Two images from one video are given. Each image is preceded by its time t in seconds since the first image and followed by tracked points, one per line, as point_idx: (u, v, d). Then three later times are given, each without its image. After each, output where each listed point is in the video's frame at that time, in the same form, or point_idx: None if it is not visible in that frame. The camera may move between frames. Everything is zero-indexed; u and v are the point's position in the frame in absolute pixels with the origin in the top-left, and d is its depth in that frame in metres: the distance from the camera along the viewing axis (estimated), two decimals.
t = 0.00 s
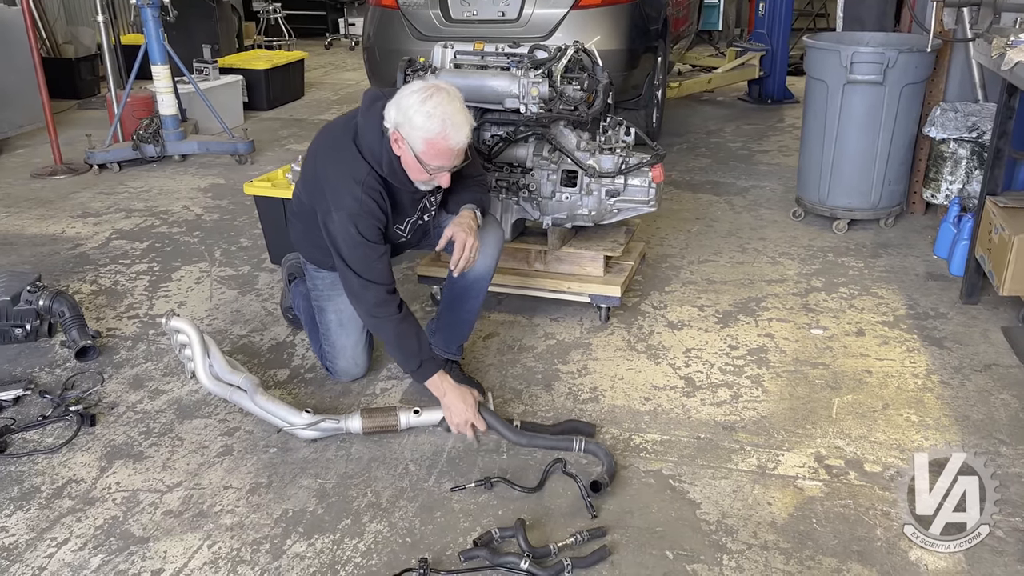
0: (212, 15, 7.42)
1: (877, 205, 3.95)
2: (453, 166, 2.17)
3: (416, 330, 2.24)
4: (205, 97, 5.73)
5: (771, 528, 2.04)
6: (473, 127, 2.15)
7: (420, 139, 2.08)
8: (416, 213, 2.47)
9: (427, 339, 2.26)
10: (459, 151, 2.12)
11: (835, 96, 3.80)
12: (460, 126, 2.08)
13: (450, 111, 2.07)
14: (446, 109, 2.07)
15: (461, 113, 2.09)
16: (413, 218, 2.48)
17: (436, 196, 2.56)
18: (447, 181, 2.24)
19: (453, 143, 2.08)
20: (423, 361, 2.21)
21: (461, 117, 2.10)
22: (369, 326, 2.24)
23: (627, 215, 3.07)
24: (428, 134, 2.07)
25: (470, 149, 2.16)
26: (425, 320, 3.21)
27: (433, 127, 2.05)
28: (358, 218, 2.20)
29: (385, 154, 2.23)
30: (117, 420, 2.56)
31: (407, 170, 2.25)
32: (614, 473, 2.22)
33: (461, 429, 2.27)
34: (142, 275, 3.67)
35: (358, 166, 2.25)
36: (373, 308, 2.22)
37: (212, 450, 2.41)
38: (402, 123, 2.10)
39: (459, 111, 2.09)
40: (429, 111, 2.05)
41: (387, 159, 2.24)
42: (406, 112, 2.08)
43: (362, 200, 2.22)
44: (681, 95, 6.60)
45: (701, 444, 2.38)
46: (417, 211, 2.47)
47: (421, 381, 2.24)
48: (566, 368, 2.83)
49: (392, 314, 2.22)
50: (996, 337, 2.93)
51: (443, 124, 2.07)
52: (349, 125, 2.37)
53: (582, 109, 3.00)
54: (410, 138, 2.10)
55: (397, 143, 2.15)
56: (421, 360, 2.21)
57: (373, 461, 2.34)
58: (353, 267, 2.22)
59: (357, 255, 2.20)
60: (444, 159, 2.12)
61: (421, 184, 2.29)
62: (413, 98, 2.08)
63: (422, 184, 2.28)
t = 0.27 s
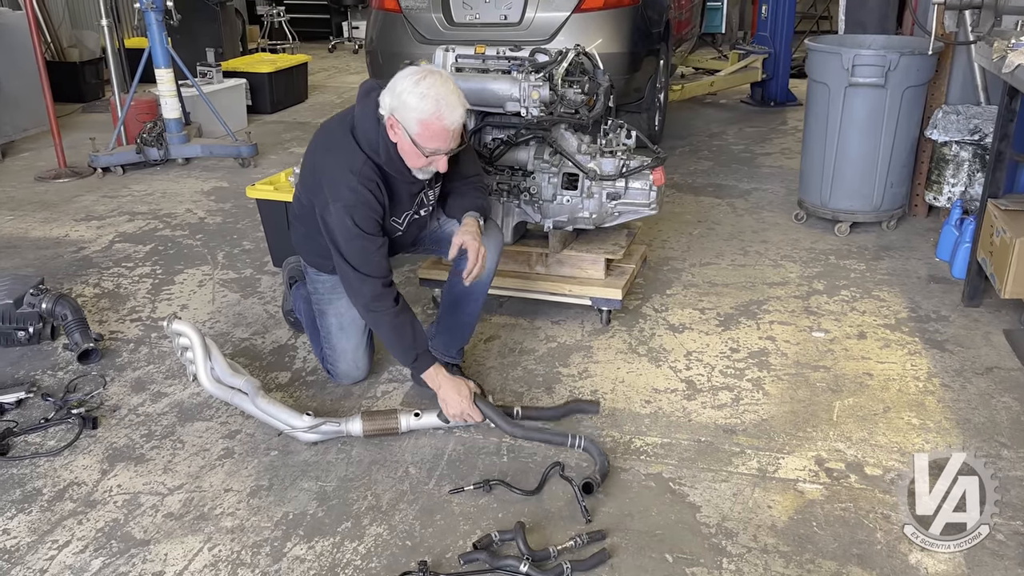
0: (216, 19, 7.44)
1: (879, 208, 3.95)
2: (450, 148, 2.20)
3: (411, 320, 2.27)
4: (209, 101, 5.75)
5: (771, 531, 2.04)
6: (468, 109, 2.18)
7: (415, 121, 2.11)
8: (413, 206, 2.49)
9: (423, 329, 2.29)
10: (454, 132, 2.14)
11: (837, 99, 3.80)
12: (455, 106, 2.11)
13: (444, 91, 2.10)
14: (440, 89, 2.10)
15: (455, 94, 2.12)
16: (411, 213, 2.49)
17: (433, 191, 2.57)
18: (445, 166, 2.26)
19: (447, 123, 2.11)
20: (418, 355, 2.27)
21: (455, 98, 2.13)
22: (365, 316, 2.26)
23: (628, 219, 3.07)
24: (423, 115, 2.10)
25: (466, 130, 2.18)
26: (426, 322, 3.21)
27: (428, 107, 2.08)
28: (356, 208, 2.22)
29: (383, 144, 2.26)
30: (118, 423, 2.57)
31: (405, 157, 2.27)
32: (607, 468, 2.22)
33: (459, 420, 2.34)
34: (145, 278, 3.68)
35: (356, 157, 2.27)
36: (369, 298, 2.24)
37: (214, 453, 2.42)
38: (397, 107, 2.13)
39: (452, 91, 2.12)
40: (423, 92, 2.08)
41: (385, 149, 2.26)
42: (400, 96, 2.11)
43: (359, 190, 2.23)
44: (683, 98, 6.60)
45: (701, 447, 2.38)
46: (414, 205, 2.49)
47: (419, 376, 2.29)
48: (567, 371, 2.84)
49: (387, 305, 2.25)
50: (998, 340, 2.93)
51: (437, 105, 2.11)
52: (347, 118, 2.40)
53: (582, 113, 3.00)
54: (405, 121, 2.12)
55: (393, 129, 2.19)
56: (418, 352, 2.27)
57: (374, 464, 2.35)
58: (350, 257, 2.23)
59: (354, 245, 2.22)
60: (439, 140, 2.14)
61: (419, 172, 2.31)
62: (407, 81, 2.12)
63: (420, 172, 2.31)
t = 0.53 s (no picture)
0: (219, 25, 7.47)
1: (879, 212, 3.95)
2: (442, 137, 2.19)
3: (396, 312, 2.27)
4: (211, 106, 5.76)
5: (770, 535, 2.04)
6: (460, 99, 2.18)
7: (406, 109, 2.12)
8: (408, 202, 2.49)
9: (408, 321, 2.29)
10: (446, 119, 2.14)
11: (837, 104, 3.80)
12: (446, 92, 2.11)
13: (435, 79, 2.11)
14: (431, 76, 2.11)
15: (445, 82, 2.12)
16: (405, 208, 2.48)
17: (429, 188, 2.57)
18: (438, 156, 2.26)
19: (438, 110, 2.11)
20: (406, 344, 2.26)
21: (447, 87, 2.14)
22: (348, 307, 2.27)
23: (628, 223, 3.07)
24: (413, 102, 2.11)
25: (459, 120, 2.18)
26: (427, 327, 3.22)
27: (418, 94, 2.09)
28: (343, 198, 2.24)
29: (376, 136, 2.27)
30: (119, 428, 2.58)
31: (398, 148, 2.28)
32: (610, 427, 2.00)
33: (460, 399, 2.27)
34: (147, 283, 3.69)
35: (348, 148, 2.29)
36: (353, 289, 2.26)
37: (214, 458, 2.42)
38: (390, 96, 2.15)
39: (444, 79, 2.13)
40: (414, 79, 2.10)
41: (377, 141, 2.28)
42: (392, 84, 2.13)
43: (348, 181, 2.25)
44: (685, 103, 6.60)
45: (701, 452, 2.38)
46: (409, 200, 2.48)
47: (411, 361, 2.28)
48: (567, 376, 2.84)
49: (370, 297, 2.26)
50: (999, 345, 2.94)
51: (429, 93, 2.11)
52: (343, 113, 2.42)
53: (582, 118, 2.97)
54: (397, 109, 2.13)
55: (386, 119, 2.20)
56: (406, 339, 2.25)
57: (373, 468, 2.35)
58: (336, 248, 2.25)
59: (340, 235, 2.23)
60: (431, 127, 2.14)
61: (413, 164, 2.32)
62: (399, 70, 2.13)
63: (413, 163, 2.31)
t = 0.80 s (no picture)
0: (220, 30, 7.49)
1: (879, 218, 3.95)
2: (428, 117, 2.22)
3: (369, 286, 2.31)
4: (211, 112, 5.77)
5: (768, 542, 2.04)
6: (445, 81, 2.24)
7: (391, 87, 2.16)
8: (395, 194, 2.51)
9: (381, 291, 2.33)
10: (430, 98, 2.18)
11: (837, 110, 3.80)
12: (429, 71, 2.17)
13: (419, 59, 2.16)
14: (415, 57, 2.17)
15: (429, 61, 2.19)
16: (392, 199, 2.50)
17: (418, 184, 2.59)
18: (424, 139, 2.29)
19: (422, 87, 2.15)
20: (381, 314, 2.30)
21: (432, 67, 2.19)
22: (323, 284, 2.31)
23: (627, 229, 3.07)
24: (398, 81, 2.16)
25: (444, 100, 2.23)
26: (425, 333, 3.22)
27: (402, 72, 2.14)
28: (324, 179, 2.28)
29: (362, 121, 2.32)
30: (118, 434, 2.58)
31: (385, 133, 2.33)
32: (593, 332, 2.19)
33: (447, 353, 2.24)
34: (146, 289, 3.70)
35: (333, 134, 2.34)
36: (329, 265, 2.30)
37: (212, 464, 2.42)
38: (376, 78, 2.20)
39: (428, 60, 2.19)
40: (398, 58, 2.16)
41: (364, 127, 2.33)
42: (378, 66, 2.19)
43: (330, 162, 2.29)
44: (684, 108, 6.61)
45: (700, 458, 2.38)
46: (396, 191, 2.50)
47: (393, 329, 2.31)
48: (566, 382, 2.83)
49: (341, 276, 2.30)
50: (998, 350, 2.94)
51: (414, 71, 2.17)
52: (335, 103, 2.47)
53: (581, 123, 3.03)
54: (383, 89, 2.18)
55: (373, 102, 2.25)
56: (378, 309, 2.30)
57: (372, 475, 2.35)
58: (312, 226, 2.29)
59: (316, 214, 2.27)
60: (415, 106, 2.17)
61: (400, 150, 2.35)
62: (385, 52, 2.19)
63: (400, 149, 2.35)
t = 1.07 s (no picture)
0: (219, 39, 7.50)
1: (877, 226, 3.95)
2: (416, 112, 2.27)
3: (336, 267, 2.36)
4: (211, 120, 5.78)
5: (767, 553, 2.04)
6: (434, 77, 2.28)
7: (380, 80, 2.21)
8: (382, 197, 2.52)
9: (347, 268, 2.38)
10: (417, 92, 2.22)
11: (834, 119, 3.81)
12: (417, 65, 2.21)
13: (409, 54, 2.22)
14: (405, 52, 2.23)
15: (418, 58, 2.24)
16: (378, 201, 2.51)
17: (408, 190, 2.60)
18: (412, 134, 2.33)
19: (409, 80, 2.20)
20: (346, 293, 2.34)
21: (421, 63, 2.24)
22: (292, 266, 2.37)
23: (626, 238, 3.06)
24: (386, 74, 2.21)
25: (432, 96, 2.27)
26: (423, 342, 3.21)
27: (390, 65, 2.20)
28: (303, 167, 2.34)
29: (351, 118, 2.38)
30: (116, 444, 2.57)
31: (373, 130, 2.38)
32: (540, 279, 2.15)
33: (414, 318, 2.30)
34: (145, 298, 3.69)
35: (321, 127, 2.40)
36: (300, 249, 2.36)
37: (210, 474, 2.42)
38: (366, 73, 2.26)
39: (417, 56, 2.24)
40: (388, 53, 2.22)
41: (351, 123, 2.38)
42: (368, 60, 2.25)
43: (311, 152, 2.35)
44: (683, 116, 6.62)
45: (699, 468, 2.38)
46: (383, 194, 2.51)
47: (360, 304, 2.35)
48: (564, 391, 2.83)
49: (308, 258, 2.35)
50: (996, 359, 2.94)
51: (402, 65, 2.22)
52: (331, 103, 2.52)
53: (580, 133, 3.01)
54: (371, 83, 2.24)
55: (363, 97, 2.30)
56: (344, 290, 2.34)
57: (369, 485, 2.34)
58: (288, 210, 2.37)
59: (291, 199, 2.34)
60: (403, 99, 2.22)
61: (388, 146, 2.39)
62: (376, 48, 2.25)
63: (388, 146, 2.39)
